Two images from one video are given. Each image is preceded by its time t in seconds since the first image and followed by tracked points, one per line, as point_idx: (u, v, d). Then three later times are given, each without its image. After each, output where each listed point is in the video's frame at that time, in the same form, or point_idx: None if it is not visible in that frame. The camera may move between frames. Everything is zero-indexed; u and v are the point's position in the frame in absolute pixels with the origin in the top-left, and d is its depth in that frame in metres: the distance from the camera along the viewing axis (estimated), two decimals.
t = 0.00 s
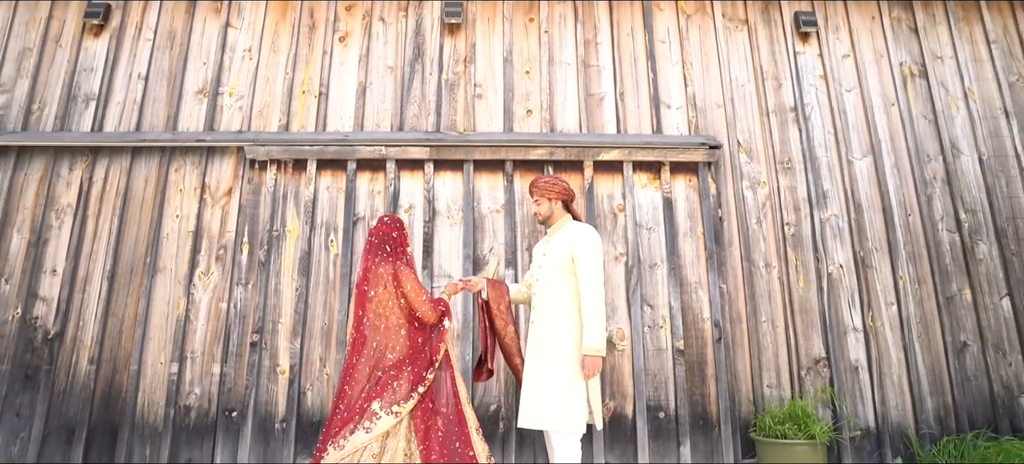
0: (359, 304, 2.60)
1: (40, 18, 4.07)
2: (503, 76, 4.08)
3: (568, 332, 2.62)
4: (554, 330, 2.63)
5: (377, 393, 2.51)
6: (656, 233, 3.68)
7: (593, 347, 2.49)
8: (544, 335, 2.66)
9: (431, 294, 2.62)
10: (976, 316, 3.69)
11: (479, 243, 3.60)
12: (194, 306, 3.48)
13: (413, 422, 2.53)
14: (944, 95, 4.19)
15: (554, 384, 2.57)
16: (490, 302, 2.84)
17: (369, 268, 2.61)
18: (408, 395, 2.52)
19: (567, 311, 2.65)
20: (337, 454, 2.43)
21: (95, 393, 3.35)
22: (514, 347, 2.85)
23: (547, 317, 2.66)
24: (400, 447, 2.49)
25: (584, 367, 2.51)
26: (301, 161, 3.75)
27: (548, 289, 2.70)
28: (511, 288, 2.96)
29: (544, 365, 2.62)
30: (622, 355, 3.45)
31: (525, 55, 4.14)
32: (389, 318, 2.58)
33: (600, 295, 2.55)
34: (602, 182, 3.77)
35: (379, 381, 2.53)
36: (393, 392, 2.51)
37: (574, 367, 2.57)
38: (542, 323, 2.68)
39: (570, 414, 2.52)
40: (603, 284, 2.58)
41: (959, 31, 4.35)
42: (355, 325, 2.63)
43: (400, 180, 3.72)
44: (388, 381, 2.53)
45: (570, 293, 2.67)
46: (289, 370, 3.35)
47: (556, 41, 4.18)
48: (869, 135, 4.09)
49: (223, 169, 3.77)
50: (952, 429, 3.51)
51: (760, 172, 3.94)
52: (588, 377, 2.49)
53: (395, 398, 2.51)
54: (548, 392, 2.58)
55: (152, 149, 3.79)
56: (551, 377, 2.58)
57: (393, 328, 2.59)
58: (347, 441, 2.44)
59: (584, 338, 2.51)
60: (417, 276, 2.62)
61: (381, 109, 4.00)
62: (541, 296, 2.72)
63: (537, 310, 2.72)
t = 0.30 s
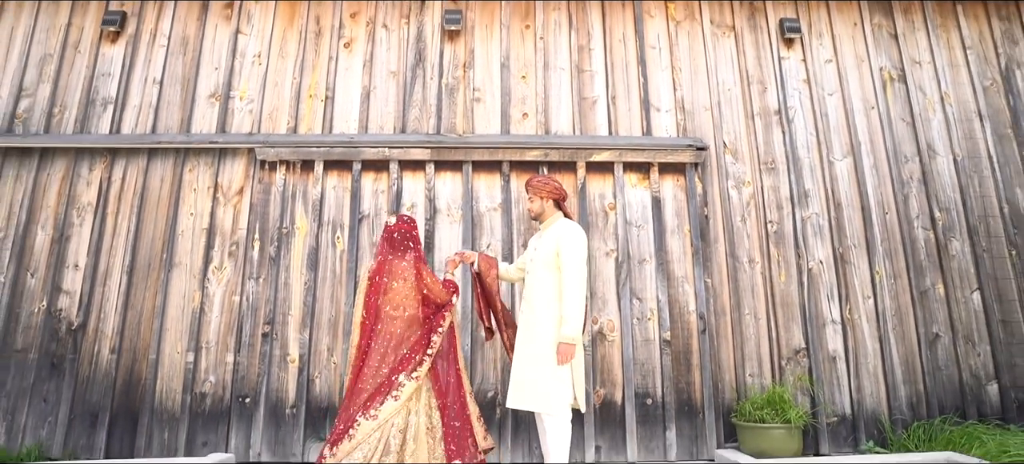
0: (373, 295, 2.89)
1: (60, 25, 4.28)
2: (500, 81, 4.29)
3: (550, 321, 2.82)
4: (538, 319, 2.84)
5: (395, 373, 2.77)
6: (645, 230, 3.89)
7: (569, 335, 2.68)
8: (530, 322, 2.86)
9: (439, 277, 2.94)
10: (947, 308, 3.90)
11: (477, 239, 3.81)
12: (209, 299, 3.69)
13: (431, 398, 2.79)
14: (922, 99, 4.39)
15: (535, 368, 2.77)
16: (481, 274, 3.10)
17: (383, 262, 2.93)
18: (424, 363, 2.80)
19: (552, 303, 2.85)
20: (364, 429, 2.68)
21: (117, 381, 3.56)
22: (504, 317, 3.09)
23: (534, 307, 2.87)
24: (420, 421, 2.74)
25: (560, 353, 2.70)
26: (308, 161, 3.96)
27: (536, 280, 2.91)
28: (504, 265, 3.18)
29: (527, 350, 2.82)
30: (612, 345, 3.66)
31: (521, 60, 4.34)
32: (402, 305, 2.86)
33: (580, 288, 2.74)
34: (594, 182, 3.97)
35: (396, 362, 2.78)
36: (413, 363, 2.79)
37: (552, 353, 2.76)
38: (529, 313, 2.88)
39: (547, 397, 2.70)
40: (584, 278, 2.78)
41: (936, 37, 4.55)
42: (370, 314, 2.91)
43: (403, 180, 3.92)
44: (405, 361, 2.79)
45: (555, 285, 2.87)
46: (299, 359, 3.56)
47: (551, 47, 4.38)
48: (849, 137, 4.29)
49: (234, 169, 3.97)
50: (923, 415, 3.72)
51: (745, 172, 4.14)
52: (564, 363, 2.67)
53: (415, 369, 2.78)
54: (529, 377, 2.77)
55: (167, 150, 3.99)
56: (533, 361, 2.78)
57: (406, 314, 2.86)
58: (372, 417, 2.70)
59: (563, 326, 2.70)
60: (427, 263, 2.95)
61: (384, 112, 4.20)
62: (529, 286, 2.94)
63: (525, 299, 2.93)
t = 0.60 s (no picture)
0: (393, 282, 3.07)
1: (75, 28, 4.47)
2: (498, 81, 4.48)
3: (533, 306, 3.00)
4: (525, 304, 3.04)
5: (416, 348, 2.98)
6: (635, 224, 4.09)
7: (541, 318, 2.85)
8: (519, 307, 3.07)
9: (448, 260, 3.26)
10: (922, 299, 4.11)
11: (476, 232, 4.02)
12: (221, 290, 3.90)
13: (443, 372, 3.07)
14: (902, 98, 4.58)
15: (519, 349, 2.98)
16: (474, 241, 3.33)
17: (403, 253, 3.12)
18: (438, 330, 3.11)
19: (538, 291, 3.03)
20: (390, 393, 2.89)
21: (135, 366, 3.78)
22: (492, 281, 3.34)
23: (522, 293, 3.07)
24: (438, 395, 2.98)
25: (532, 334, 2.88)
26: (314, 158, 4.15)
27: (525, 268, 3.11)
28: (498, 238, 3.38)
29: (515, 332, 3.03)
30: (603, 333, 3.87)
31: (518, 61, 4.53)
32: (424, 286, 3.09)
33: (560, 276, 2.91)
34: (586, 178, 4.17)
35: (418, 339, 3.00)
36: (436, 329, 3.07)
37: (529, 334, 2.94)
38: (519, 298, 3.10)
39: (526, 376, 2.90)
40: (566, 267, 2.94)
41: (917, 39, 4.74)
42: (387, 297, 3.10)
43: (404, 176, 4.12)
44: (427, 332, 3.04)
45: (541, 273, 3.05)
46: (307, 346, 3.78)
47: (547, 48, 4.57)
48: (831, 135, 4.48)
49: (244, 166, 4.17)
50: (896, 400, 3.94)
51: (731, 168, 4.33)
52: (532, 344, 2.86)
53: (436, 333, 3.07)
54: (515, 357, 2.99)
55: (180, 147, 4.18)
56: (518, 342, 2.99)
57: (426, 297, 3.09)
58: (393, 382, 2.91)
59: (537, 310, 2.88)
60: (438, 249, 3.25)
61: (387, 111, 4.39)
62: (519, 273, 3.14)
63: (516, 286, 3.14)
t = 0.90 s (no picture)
0: (414, 270, 3.18)
1: (90, 28, 4.64)
2: (496, 79, 4.65)
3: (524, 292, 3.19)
4: (518, 290, 3.23)
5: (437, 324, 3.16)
6: (628, 217, 4.28)
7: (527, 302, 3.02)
8: (513, 294, 3.26)
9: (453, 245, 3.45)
10: (901, 288, 4.31)
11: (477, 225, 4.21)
12: (233, 279, 4.10)
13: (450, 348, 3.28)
14: (886, 96, 4.75)
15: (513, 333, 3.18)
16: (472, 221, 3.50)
17: (422, 246, 3.23)
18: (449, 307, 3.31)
19: (529, 279, 3.21)
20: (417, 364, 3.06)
21: (153, 352, 3.98)
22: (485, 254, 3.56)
23: (516, 280, 3.26)
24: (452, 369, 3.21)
25: (518, 316, 3.05)
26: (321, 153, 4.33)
27: (519, 257, 3.30)
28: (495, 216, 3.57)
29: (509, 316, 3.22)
30: (597, 321, 4.07)
31: (516, 60, 4.70)
32: (439, 272, 3.24)
33: (550, 265, 3.08)
34: (581, 172, 4.35)
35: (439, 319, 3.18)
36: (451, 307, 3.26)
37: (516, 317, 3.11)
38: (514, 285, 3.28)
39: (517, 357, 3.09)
40: (556, 257, 3.12)
41: (902, 38, 4.90)
42: (405, 280, 3.22)
43: (407, 171, 4.31)
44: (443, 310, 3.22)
45: (533, 262, 3.24)
46: (315, 332, 3.98)
47: (544, 47, 4.74)
48: (817, 131, 4.65)
49: (253, 161, 4.35)
50: (875, 384, 4.15)
51: (720, 163, 4.52)
52: (517, 324, 3.03)
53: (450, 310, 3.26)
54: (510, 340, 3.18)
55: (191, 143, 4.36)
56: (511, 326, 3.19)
57: (441, 281, 3.25)
58: (418, 355, 3.07)
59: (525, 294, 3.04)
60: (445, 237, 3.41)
61: (390, 107, 4.57)
62: (513, 262, 3.33)
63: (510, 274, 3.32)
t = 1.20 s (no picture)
0: (429, 260, 3.31)
1: (103, 27, 4.80)
2: (496, 77, 4.82)
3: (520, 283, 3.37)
4: (513, 281, 3.42)
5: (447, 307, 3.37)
6: (622, 210, 4.45)
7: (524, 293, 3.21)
8: (508, 284, 3.45)
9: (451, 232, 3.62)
10: (883, 279, 4.50)
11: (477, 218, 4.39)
12: (243, 270, 4.28)
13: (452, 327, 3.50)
14: (872, 94, 4.92)
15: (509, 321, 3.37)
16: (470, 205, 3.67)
17: (434, 237, 3.35)
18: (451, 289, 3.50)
19: (524, 270, 3.39)
20: (436, 343, 3.28)
21: (168, 339, 4.18)
22: (482, 231, 3.74)
23: (511, 271, 3.44)
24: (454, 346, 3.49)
25: (516, 306, 3.24)
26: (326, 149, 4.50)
27: (513, 249, 3.47)
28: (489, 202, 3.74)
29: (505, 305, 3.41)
30: (591, 310, 4.26)
31: (514, 59, 4.86)
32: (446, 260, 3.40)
33: (544, 257, 3.27)
34: (577, 168, 4.52)
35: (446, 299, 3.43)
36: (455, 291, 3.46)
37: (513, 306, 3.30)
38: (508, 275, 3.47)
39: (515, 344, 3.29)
40: (549, 249, 3.30)
41: (888, 37, 5.06)
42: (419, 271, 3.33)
43: (410, 166, 4.48)
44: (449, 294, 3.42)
45: (526, 253, 3.42)
46: (322, 320, 4.17)
47: (541, 46, 4.90)
48: (805, 127, 4.82)
49: (261, 156, 4.52)
50: (857, 370, 4.34)
51: (711, 158, 4.69)
52: (515, 315, 3.22)
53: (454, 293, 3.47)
54: (506, 328, 3.37)
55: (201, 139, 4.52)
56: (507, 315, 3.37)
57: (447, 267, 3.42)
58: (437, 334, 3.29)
59: (522, 286, 3.23)
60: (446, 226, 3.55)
61: (392, 104, 4.74)
62: (507, 253, 3.51)
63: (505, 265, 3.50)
